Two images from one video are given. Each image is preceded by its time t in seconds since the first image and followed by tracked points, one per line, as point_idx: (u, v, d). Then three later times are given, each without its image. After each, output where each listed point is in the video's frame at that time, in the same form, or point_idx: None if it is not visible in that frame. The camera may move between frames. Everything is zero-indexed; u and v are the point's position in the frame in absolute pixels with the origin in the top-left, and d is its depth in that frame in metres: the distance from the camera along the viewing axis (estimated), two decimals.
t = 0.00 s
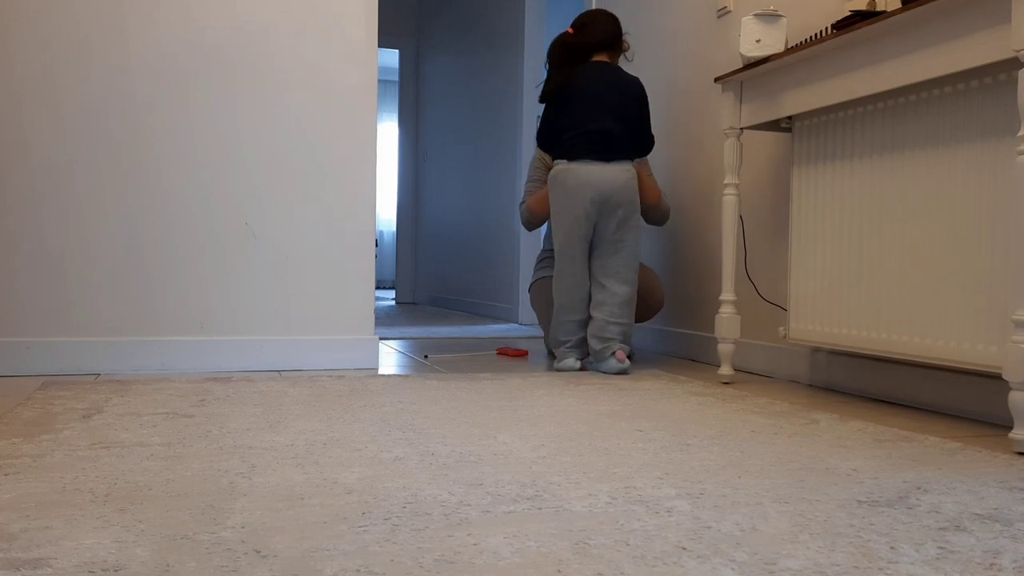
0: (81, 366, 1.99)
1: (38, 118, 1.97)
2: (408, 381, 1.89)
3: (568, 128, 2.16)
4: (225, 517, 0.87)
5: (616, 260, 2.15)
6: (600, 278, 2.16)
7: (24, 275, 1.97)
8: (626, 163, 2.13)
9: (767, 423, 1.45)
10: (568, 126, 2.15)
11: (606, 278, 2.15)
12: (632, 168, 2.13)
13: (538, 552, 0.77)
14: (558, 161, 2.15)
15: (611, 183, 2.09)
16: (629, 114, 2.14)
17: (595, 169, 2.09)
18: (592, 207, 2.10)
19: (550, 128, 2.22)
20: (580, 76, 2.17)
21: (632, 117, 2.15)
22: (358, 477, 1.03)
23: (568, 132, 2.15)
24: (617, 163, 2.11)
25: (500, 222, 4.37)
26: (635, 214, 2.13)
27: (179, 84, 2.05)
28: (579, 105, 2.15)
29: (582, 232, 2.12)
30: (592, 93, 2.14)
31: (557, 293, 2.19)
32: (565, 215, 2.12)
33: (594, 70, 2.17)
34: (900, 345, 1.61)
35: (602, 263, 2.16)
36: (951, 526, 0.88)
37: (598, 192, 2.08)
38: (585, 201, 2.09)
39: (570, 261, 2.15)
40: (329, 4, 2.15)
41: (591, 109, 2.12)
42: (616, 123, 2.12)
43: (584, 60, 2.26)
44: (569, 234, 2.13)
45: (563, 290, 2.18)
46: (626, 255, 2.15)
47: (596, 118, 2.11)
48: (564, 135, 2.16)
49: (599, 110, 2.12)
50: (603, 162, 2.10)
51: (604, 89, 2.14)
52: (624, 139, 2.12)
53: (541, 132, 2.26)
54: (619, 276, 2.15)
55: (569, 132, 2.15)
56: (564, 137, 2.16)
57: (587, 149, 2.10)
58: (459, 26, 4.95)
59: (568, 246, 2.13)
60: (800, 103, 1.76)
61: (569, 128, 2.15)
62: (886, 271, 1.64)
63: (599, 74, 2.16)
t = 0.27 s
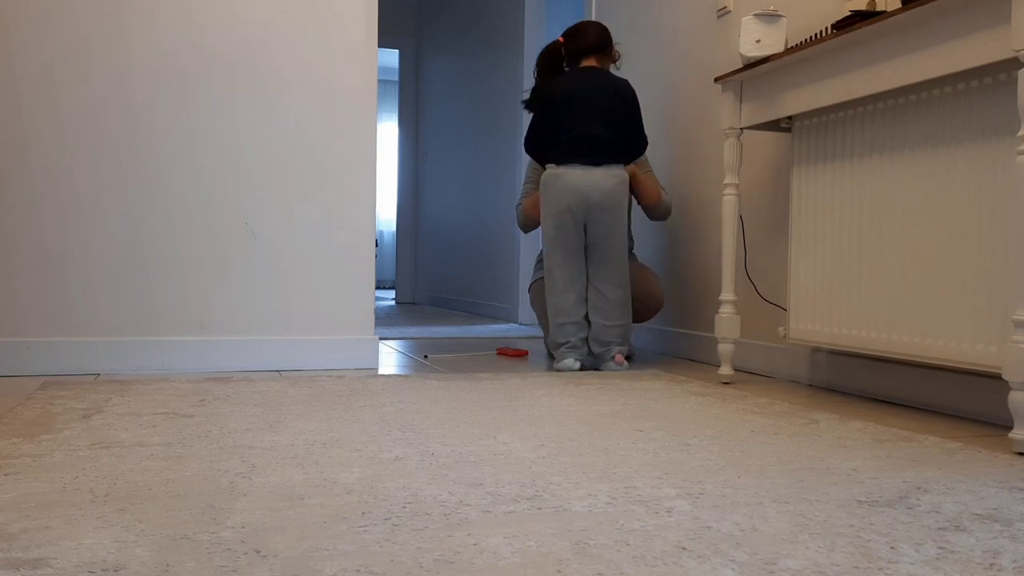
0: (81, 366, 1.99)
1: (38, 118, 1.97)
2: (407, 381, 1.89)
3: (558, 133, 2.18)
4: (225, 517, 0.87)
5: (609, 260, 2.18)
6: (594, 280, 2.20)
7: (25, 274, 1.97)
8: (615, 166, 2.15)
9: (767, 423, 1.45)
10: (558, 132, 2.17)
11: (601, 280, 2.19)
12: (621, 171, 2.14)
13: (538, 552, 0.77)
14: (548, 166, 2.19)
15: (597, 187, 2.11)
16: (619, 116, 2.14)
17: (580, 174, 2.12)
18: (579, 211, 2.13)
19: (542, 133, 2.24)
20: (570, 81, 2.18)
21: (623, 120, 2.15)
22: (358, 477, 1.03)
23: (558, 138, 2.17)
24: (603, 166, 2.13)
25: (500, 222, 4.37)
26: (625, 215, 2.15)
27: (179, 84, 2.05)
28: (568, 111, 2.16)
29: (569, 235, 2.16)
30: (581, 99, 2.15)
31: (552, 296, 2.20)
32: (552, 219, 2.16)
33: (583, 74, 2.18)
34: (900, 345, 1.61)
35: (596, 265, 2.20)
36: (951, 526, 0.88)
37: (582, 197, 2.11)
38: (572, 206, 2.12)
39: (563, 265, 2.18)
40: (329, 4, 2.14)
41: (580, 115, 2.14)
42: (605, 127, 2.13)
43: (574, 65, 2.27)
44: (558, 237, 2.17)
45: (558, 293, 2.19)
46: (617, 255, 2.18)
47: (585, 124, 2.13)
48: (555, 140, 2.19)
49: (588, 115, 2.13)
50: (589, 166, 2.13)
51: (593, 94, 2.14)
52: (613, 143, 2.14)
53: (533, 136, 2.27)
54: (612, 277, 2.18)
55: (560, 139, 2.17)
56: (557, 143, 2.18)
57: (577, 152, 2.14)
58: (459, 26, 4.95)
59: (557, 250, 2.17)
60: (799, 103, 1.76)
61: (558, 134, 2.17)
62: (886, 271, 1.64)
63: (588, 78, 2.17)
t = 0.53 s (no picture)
0: (81, 366, 1.99)
1: (38, 118, 1.97)
2: (407, 380, 1.89)
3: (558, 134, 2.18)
4: (225, 517, 0.87)
5: (611, 260, 2.18)
6: (595, 280, 2.20)
7: (25, 274, 1.97)
8: (616, 166, 2.14)
9: (767, 423, 1.45)
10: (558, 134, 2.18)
11: (601, 280, 2.19)
12: (624, 170, 2.14)
13: (538, 552, 0.77)
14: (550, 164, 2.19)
15: (598, 186, 2.11)
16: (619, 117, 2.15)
17: (582, 173, 2.12)
18: (581, 210, 2.14)
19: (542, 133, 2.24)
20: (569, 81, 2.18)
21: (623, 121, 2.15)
22: (358, 477, 1.03)
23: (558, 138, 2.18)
24: (606, 165, 2.13)
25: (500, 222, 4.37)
26: (627, 214, 2.15)
27: (179, 84, 2.05)
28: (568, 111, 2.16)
29: (572, 234, 2.16)
30: (581, 100, 2.15)
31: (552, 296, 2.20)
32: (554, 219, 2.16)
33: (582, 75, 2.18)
34: (900, 345, 1.61)
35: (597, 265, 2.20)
36: (951, 526, 0.88)
37: (584, 196, 2.12)
38: (573, 205, 2.13)
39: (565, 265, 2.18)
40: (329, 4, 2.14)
41: (579, 116, 2.14)
42: (603, 128, 2.13)
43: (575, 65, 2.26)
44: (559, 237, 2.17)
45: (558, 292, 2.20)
46: (619, 256, 2.18)
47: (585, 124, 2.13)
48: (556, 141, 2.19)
49: (588, 116, 2.13)
50: (591, 166, 2.13)
51: (593, 96, 2.14)
52: (613, 144, 2.14)
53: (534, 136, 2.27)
54: (613, 278, 2.18)
55: (560, 139, 2.17)
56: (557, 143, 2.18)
57: (578, 151, 2.14)
58: (459, 26, 4.95)
59: (559, 249, 2.17)
60: (799, 103, 1.76)
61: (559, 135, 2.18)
62: (886, 271, 1.64)
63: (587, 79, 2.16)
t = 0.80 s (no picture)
0: (81, 366, 1.99)
1: (38, 118, 1.97)
2: (407, 380, 1.89)
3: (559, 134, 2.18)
4: (225, 517, 0.87)
5: (611, 260, 2.18)
6: (596, 280, 2.20)
7: (25, 274, 1.97)
8: (617, 166, 2.14)
9: (767, 423, 1.45)
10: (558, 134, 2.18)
11: (602, 281, 2.19)
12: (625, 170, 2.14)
13: (538, 552, 0.77)
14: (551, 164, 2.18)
15: (601, 186, 2.11)
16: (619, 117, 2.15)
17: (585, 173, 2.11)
18: (583, 210, 2.14)
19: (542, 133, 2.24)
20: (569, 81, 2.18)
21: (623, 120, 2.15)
22: (358, 477, 1.03)
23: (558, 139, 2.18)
24: (609, 165, 2.13)
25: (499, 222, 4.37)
26: (629, 215, 2.15)
27: (179, 84, 2.05)
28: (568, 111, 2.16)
29: (573, 234, 2.16)
30: (581, 100, 2.15)
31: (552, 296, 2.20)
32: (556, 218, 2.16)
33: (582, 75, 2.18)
34: (900, 345, 1.61)
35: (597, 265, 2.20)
36: (951, 526, 0.88)
37: (587, 196, 2.11)
38: (576, 205, 2.12)
39: (565, 265, 2.18)
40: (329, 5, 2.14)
41: (580, 116, 2.14)
42: (604, 128, 2.13)
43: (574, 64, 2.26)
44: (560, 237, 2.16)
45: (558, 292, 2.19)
46: (619, 256, 2.18)
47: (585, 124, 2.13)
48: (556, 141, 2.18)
49: (589, 116, 2.13)
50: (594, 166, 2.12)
51: (593, 95, 2.14)
52: (613, 143, 2.14)
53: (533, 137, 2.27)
54: (613, 278, 2.18)
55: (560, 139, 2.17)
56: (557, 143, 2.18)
57: (578, 151, 2.13)
58: (459, 26, 4.95)
59: (560, 249, 2.17)
60: (799, 103, 1.76)
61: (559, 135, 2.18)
62: (886, 271, 1.64)
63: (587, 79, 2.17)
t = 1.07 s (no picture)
0: (81, 366, 1.99)
1: (39, 118, 1.97)
2: (407, 380, 1.89)
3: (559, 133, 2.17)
4: (225, 517, 0.87)
5: (613, 260, 2.19)
6: (597, 279, 2.21)
7: (25, 274, 1.97)
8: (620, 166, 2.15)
9: (767, 423, 1.45)
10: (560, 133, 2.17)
11: (603, 280, 2.20)
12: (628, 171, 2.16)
13: (538, 552, 0.77)
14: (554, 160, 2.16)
15: (608, 185, 2.12)
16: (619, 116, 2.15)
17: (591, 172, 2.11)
18: (589, 208, 2.13)
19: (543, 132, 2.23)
20: (569, 80, 2.17)
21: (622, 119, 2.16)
22: (358, 477, 1.03)
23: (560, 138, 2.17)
24: (614, 165, 2.14)
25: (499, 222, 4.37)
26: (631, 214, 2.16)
27: (179, 84, 2.05)
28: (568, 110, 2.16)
29: (577, 233, 2.15)
30: (581, 99, 2.15)
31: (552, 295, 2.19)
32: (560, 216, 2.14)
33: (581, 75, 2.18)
34: (900, 345, 1.61)
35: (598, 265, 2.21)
36: (951, 526, 0.88)
37: (594, 194, 2.11)
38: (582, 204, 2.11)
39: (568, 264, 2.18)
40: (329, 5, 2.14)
41: (580, 115, 2.14)
42: (604, 127, 2.13)
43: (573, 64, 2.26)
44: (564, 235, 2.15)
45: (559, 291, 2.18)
46: (621, 256, 2.19)
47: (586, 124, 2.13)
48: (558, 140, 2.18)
49: (590, 115, 2.13)
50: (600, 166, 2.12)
51: (592, 94, 2.14)
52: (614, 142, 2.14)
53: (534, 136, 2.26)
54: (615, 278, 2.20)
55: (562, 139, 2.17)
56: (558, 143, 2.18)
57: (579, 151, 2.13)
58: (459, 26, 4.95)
59: (564, 248, 2.16)
60: (799, 103, 1.76)
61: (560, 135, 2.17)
62: (886, 271, 1.64)
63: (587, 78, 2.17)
